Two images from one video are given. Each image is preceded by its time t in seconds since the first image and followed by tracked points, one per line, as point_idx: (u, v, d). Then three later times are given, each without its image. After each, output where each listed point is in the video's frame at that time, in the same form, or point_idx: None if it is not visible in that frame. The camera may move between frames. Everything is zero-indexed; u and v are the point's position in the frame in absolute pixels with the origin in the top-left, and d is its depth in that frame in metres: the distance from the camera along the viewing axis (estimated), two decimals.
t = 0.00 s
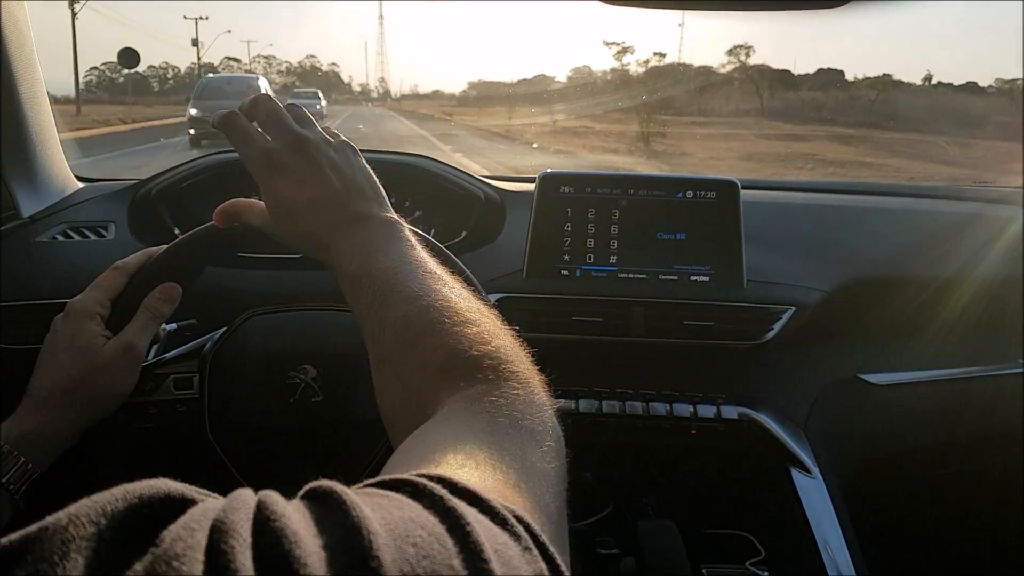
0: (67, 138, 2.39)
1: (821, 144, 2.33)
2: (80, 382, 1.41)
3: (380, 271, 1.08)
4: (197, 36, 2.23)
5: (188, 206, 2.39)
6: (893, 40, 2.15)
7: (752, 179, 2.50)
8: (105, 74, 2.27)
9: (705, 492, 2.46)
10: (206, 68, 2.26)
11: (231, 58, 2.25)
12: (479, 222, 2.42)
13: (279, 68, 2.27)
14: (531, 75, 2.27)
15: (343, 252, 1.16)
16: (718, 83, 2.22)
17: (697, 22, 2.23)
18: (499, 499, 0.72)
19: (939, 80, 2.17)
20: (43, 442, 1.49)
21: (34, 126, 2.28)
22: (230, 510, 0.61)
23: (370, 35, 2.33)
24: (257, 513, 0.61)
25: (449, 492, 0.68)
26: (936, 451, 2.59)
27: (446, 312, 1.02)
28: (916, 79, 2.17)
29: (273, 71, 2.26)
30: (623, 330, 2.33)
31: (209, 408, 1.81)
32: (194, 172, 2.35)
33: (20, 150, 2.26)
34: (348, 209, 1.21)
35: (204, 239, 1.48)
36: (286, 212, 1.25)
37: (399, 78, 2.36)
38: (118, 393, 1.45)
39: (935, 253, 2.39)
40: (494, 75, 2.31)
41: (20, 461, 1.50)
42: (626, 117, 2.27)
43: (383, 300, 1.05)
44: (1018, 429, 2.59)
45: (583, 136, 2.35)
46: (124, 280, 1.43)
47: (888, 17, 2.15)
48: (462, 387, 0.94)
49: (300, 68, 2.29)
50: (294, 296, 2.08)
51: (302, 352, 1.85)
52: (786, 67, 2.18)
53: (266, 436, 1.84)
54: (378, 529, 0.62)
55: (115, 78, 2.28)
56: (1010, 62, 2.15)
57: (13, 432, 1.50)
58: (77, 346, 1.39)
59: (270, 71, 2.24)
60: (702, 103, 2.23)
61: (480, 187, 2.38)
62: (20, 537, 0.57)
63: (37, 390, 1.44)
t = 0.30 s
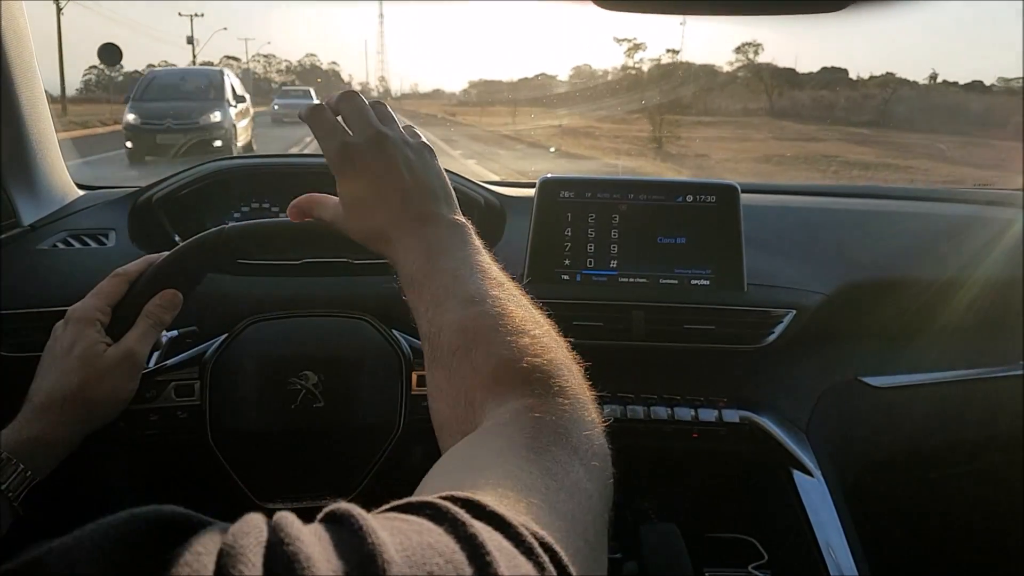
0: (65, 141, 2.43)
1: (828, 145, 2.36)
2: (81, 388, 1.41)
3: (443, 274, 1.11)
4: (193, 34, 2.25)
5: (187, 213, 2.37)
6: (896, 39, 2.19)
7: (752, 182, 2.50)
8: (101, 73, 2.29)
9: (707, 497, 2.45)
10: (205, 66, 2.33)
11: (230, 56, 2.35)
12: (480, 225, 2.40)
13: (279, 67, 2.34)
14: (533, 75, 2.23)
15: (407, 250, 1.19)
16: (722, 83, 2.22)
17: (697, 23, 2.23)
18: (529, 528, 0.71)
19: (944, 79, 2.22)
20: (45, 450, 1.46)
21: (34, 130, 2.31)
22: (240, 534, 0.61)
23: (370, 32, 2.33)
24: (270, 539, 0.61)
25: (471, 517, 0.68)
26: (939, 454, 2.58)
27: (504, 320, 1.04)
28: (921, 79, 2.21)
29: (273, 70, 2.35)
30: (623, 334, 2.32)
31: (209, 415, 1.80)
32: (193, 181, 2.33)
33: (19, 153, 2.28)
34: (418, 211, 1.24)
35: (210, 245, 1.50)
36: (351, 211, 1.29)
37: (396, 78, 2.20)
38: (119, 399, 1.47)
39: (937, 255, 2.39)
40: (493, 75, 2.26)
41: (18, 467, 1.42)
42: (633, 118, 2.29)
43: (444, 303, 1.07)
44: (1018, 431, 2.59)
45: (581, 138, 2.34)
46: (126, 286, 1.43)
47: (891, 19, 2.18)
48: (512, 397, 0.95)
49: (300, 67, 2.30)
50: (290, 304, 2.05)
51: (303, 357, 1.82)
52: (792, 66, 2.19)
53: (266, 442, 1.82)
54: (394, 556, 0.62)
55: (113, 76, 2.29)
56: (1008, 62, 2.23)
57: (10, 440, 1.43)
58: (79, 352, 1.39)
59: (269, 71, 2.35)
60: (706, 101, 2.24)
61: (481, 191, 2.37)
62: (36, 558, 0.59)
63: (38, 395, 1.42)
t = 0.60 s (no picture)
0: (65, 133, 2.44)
1: (819, 147, 2.44)
2: (79, 373, 1.40)
3: (541, 301, 1.12)
4: (188, 31, 2.24)
5: (186, 202, 2.38)
6: (891, 40, 2.28)
7: (751, 175, 2.50)
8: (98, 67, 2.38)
9: (705, 489, 2.46)
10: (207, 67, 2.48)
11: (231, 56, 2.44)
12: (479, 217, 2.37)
13: (278, 66, 2.48)
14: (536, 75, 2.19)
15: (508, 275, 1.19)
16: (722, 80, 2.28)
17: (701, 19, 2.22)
18: (580, 561, 0.73)
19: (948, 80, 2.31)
20: (42, 438, 1.44)
21: (38, 122, 2.33)
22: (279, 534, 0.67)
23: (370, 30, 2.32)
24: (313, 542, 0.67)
25: (515, 541, 0.71)
26: (937, 448, 2.59)
27: (590, 357, 1.05)
28: (926, 80, 2.30)
29: (273, 69, 2.48)
30: (623, 326, 2.32)
31: (208, 404, 1.72)
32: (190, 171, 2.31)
33: (20, 142, 2.28)
34: (523, 237, 1.25)
35: (212, 231, 1.48)
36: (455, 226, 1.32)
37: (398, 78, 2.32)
38: (117, 386, 1.47)
39: (937, 250, 2.39)
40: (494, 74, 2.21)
41: (18, 453, 1.41)
42: (638, 117, 2.31)
43: (534, 327, 1.08)
44: (1014, 426, 2.61)
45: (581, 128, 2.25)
46: (126, 274, 1.45)
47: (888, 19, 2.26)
48: (590, 439, 0.96)
49: (300, 66, 2.48)
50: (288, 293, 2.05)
51: (303, 345, 1.73)
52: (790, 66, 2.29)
53: (266, 432, 1.74)
54: (438, 567, 0.66)
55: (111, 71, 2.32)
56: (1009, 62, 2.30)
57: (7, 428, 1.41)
58: (78, 338, 1.40)
59: (268, 70, 2.49)
60: (712, 98, 2.30)
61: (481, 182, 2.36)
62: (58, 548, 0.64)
63: (37, 381, 1.42)
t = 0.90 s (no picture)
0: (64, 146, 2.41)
1: (819, 150, 2.46)
2: (74, 384, 1.40)
3: (565, 425, 1.25)
4: (181, 29, 2.24)
5: (186, 211, 2.40)
6: (899, 41, 2.24)
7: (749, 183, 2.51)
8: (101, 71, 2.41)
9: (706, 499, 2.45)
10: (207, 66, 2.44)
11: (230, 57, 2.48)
12: (479, 226, 2.40)
13: (278, 64, 2.48)
14: (537, 76, 2.30)
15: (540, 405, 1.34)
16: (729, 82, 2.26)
17: (700, 24, 2.24)
18: None
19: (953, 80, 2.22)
20: (40, 448, 1.38)
21: (35, 133, 2.27)
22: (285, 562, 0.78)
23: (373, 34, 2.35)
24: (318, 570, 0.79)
25: None
26: (938, 456, 2.58)
27: (606, 461, 1.14)
28: (931, 80, 2.23)
29: (272, 68, 2.49)
30: (622, 335, 2.30)
31: (208, 413, 1.71)
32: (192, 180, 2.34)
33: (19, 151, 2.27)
34: (550, 387, 1.38)
35: (210, 242, 1.47)
36: (488, 349, 1.49)
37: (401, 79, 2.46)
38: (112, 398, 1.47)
39: (935, 257, 2.39)
40: (498, 76, 2.36)
41: (14, 464, 1.32)
42: (640, 119, 2.34)
43: (559, 441, 1.21)
44: (1017, 434, 2.59)
45: (584, 134, 2.40)
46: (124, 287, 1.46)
47: (889, 17, 2.22)
48: (602, 525, 1.00)
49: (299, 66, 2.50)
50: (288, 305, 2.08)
51: (302, 355, 1.73)
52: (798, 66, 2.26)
53: (264, 444, 1.73)
54: None
55: (110, 74, 2.41)
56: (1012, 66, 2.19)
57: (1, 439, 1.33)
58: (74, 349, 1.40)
59: (268, 69, 2.51)
60: (719, 100, 2.28)
61: (479, 192, 2.38)
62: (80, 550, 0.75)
63: (32, 393, 1.40)
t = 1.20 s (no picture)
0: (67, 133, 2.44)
1: (830, 143, 2.39)
2: (75, 373, 1.36)
3: (528, 537, 1.18)
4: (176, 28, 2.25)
5: (187, 202, 2.41)
6: (911, 39, 2.20)
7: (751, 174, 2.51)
8: (101, 72, 2.32)
9: (707, 488, 2.46)
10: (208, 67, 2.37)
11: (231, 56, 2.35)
12: (481, 217, 2.43)
13: (278, 67, 2.37)
14: (538, 76, 2.27)
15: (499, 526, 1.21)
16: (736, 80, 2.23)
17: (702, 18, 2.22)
18: None
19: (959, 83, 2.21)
20: (42, 438, 1.37)
21: (35, 121, 2.30)
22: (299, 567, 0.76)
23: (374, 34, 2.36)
24: None
25: None
26: (939, 447, 2.58)
27: None
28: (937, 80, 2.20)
29: (273, 70, 2.36)
30: (624, 327, 2.31)
31: (211, 404, 1.70)
32: (199, 171, 2.35)
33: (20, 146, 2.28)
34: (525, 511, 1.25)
35: (210, 236, 1.45)
36: (480, 442, 1.34)
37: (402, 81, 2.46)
38: (116, 390, 1.43)
39: (937, 249, 2.38)
40: (498, 76, 2.32)
41: (15, 456, 1.34)
42: (644, 121, 2.34)
43: (521, 549, 1.14)
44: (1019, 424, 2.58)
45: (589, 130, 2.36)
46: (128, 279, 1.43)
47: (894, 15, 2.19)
48: None
49: (299, 67, 2.41)
50: (292, 293, 2.09)
51: (304, 347, 1.73)
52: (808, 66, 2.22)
53: (266, 434, 1.71)
54: None
55: (111, 75, 2.33)
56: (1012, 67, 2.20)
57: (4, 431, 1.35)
58: (76, 338, 1.37)
59: (268, 71, 2.37)
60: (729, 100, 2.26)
61: (479, 182, 2.40)
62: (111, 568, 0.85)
63: (36, 384, 1.38)
